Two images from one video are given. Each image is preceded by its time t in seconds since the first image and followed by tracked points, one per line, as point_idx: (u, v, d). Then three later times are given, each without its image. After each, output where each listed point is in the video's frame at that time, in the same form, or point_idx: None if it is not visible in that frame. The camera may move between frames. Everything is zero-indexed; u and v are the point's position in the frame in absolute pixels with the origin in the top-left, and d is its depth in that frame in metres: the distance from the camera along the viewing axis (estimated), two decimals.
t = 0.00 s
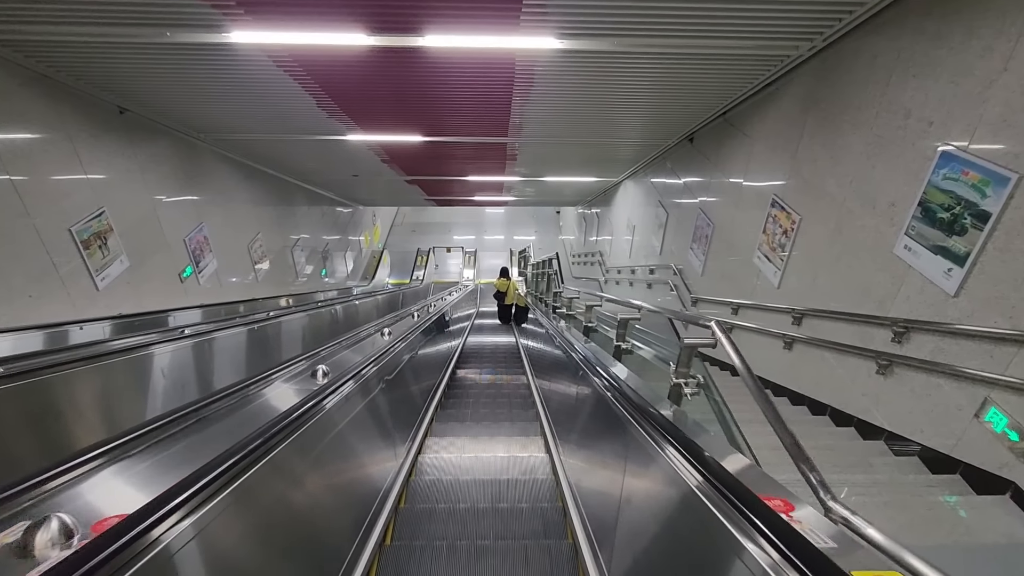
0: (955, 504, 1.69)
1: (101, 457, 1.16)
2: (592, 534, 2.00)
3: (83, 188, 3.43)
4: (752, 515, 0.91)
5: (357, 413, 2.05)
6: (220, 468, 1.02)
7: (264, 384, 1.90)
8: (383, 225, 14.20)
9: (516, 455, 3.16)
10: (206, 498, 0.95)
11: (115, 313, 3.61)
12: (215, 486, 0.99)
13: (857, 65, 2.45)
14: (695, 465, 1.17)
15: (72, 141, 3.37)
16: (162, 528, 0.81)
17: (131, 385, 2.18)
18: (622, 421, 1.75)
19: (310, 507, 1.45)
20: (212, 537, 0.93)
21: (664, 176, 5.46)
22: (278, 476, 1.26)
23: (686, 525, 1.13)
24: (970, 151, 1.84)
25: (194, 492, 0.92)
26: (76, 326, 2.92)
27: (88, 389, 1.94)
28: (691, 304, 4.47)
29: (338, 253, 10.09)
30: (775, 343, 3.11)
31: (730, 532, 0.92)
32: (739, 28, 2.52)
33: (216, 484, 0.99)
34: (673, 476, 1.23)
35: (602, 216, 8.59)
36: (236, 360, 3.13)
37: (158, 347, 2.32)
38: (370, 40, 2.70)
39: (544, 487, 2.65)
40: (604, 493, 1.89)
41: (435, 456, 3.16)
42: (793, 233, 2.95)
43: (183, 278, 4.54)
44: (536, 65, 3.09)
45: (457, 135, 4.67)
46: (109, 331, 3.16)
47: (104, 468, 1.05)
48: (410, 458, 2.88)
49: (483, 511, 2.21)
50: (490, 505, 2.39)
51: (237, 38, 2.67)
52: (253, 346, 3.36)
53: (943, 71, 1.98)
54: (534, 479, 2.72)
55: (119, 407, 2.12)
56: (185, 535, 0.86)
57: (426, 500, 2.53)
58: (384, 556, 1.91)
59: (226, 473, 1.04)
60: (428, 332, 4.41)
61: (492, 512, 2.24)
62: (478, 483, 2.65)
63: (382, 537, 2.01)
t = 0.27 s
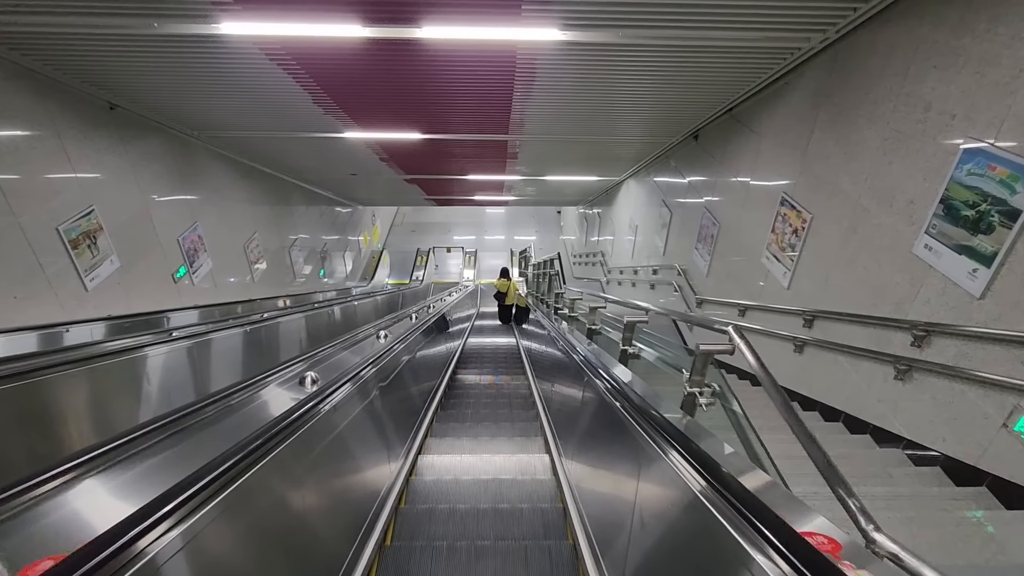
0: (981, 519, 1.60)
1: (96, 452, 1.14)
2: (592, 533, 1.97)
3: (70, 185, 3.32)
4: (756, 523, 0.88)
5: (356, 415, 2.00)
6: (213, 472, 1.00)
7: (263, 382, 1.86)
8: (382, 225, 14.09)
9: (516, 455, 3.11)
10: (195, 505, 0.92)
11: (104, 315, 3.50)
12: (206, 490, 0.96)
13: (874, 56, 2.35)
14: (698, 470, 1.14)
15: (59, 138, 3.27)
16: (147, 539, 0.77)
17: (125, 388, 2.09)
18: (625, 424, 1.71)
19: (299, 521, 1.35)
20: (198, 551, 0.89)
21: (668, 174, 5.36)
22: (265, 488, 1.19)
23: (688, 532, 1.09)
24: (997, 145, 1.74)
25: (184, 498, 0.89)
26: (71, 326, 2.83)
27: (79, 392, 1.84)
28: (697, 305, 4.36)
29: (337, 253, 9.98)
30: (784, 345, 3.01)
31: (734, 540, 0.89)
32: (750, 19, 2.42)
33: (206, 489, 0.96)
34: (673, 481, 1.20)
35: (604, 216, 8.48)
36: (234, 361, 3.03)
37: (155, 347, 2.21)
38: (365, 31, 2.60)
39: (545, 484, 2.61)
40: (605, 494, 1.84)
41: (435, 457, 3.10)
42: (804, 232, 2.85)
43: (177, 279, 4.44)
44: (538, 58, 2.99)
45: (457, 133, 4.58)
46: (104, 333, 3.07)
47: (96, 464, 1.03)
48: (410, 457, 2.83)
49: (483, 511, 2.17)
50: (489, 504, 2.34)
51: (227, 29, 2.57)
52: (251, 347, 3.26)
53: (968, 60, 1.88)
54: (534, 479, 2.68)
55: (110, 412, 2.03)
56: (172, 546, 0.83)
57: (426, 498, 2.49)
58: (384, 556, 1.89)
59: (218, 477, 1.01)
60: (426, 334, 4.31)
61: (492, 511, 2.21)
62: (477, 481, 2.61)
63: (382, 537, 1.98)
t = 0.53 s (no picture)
0: (1012, 536, 1.51)
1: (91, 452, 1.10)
2: (592, 533, 1.93)
3: (58, 182, 3.23)
4: (769, 535, 0.85)
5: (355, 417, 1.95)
6: (211, 473, 0.96)
7: (263, 382, 1.83)
8: (382, 224, 14.01)
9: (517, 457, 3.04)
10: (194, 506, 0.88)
11: (93, 316, 3.41)
12: (206, 491, 0.93)
13: (892, 44, 2.25)
14: (706, 477, 1.10)
15: (44, 132, 3.16)
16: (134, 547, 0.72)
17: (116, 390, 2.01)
18: (627, 427, 1.68)
19: (289, 537, 1.26)
20: (192, 557, 0.83)
21: (672, 172, 5.26)
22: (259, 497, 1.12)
23: (694, 542, 1.04)
24: None
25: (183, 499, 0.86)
26: (66, 326, 2.76)
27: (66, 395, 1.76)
28: (702, 306, 4.26)
29: (336, 253, 9.88)
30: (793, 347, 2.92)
31: (746, 553, 0.85)
32: (761, 8, 2.33)
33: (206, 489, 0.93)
34: (678, 488, 1.16)
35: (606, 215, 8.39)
36: (230, 363, 2.94)
37: (146, 350, 2.12)
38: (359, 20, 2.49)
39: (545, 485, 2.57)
40: (607, 499, 1.78)
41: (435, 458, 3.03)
42: (816, 230, 2.74)
43: (170, 279, 4.34)
44: (539, 50, 2.89)
45: (456, 130, 4.50)
46: (96, 334, 2.99)
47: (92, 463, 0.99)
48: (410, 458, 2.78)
49: (484, 510, 2.13)
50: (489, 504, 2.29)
51: (215, 18, 2.47)
52: (248, 347, 3.17)
53: (995, 48, 1.78)
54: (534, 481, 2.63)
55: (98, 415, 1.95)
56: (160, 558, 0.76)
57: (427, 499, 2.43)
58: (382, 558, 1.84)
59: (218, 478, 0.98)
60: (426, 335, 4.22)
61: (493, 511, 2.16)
62: (476, 483, 2.56)
63: (382, 537, 1.94)
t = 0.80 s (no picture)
0: None
1: (81, 460, 1.08)
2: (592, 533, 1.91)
3: (43, 179, 3.13)
4: (774, 543, 0.81)
5: (354, 419, 1.90)
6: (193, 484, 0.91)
7: (262, 382, 1.79)
8: (382, 224, 13.93)
9: (517, 457, 2.98)
10: (177, 516, 0.84)
11: (81, 318, 3.32)
12: (190, 501, 0.88)
13: (909, 34, 2.15)
14: (708, 481, 1.07)
15: (29, 128, 3.07)
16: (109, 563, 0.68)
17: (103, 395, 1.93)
18: (625, 429, 1.64)
19: (277, 553, 1.18)
20: (173, 573, 0.79)
21: (675, 169, 5.17)
22: (244, 511, 1.06)
23: (698, 549, 1.00)
24: None
25: (167, 509, 0.82)
26: (60, 328, 2.67)
27: (47, 399, 1.68)
28: (707, 307, 4.17)
29: (335, 252, 9.77)
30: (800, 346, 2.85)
31: (750, 562, 0.82)
32: None
33: (193, 497, 0.89)
34: (682, 493, 1.13)
35: (607, 214, 8.29)
36: (225, 365, 2.86)
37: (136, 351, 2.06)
38: (353, 10, 2.40)
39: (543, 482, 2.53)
40: (607, 497, 1.74)
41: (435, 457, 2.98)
42: (827, 228, 2.65)
43: (163, 279, 4.25)
44: (539, 42, 2.80)
45: (456, 127, 4.41)
46: (91, 334, 2.90)
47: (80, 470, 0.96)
48: (410, 455, 2.74)
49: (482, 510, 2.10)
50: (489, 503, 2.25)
51: (203, 8, 2.37)
52: (244, 347, 3.08)
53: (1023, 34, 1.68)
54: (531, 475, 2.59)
55: (83, 419, 1.87)
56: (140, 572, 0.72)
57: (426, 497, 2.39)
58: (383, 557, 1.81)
59: (207, 485, 0.95)
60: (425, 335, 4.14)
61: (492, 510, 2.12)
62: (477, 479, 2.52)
63: (382, 537, 1.91)
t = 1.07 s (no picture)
0: None
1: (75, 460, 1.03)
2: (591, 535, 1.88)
3: (29, 176, 3.04)
4: (782, 553, 0.76)
5: (353, 420, 1.85)
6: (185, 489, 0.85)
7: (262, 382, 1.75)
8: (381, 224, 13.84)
9: (518, 459, 2.91)
10: (167, 523, 0.79)
11: (69, 321, 3.22)
12: (180, 508, 0.82)
13: (928, 24, 2.06)
14: (708, 484, 1.02)
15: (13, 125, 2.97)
16: None
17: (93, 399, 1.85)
18: (625, 429, 1.59)
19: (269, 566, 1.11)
20: None
21: (678, 168, 5.08)
22: (236, 521, 0.99)
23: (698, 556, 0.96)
24: None
25: (158, 514, 0.77)
26: (54, 329, 2.57)
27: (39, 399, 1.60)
28: (711, 308, 4.07)
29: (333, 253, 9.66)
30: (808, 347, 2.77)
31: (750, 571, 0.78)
32: None
33: (189, 497, 0.85)
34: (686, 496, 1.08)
35: (608, 214, 8.20)
36: (222, 366, 2.77)
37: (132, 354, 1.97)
38: None
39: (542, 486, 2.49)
40: (605, 499, 1.71)
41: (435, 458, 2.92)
42: (839, 227, 2.55)
43: (156, 279, 4.16)
44: (540, 34, 2.71)
45: (455, 125, 4.33)
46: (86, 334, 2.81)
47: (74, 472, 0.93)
48: (410, 455, 2.69)
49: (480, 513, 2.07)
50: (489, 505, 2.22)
51: None
52: (240, 349, 2.99)
53: None
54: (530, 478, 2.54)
55: (75, 422, 1.79)
56: None
57: (427, 498, 2.35)
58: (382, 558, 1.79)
59: (204, 485, 0.91)
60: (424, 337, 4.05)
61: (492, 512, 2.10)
62: (478, 482, 2.46)
63: (382, 536, 1.90)
